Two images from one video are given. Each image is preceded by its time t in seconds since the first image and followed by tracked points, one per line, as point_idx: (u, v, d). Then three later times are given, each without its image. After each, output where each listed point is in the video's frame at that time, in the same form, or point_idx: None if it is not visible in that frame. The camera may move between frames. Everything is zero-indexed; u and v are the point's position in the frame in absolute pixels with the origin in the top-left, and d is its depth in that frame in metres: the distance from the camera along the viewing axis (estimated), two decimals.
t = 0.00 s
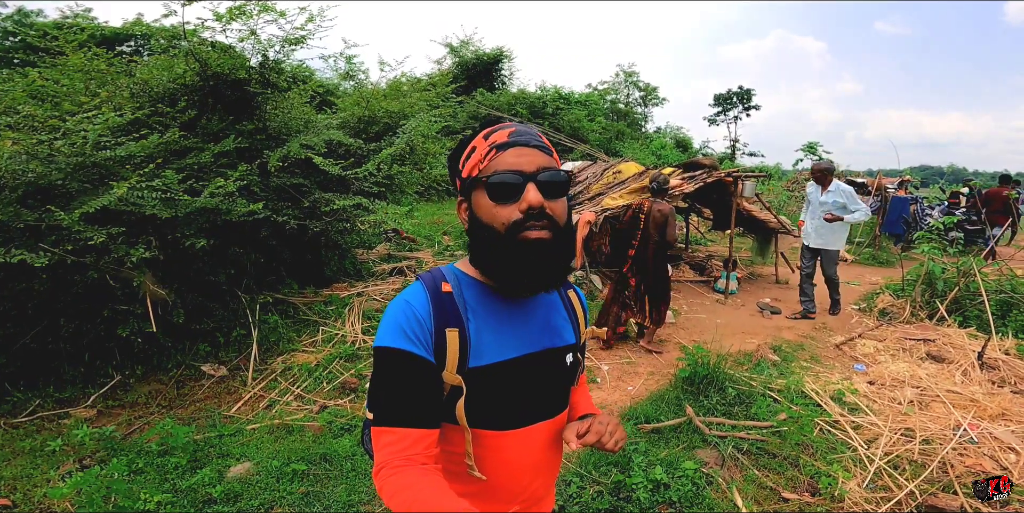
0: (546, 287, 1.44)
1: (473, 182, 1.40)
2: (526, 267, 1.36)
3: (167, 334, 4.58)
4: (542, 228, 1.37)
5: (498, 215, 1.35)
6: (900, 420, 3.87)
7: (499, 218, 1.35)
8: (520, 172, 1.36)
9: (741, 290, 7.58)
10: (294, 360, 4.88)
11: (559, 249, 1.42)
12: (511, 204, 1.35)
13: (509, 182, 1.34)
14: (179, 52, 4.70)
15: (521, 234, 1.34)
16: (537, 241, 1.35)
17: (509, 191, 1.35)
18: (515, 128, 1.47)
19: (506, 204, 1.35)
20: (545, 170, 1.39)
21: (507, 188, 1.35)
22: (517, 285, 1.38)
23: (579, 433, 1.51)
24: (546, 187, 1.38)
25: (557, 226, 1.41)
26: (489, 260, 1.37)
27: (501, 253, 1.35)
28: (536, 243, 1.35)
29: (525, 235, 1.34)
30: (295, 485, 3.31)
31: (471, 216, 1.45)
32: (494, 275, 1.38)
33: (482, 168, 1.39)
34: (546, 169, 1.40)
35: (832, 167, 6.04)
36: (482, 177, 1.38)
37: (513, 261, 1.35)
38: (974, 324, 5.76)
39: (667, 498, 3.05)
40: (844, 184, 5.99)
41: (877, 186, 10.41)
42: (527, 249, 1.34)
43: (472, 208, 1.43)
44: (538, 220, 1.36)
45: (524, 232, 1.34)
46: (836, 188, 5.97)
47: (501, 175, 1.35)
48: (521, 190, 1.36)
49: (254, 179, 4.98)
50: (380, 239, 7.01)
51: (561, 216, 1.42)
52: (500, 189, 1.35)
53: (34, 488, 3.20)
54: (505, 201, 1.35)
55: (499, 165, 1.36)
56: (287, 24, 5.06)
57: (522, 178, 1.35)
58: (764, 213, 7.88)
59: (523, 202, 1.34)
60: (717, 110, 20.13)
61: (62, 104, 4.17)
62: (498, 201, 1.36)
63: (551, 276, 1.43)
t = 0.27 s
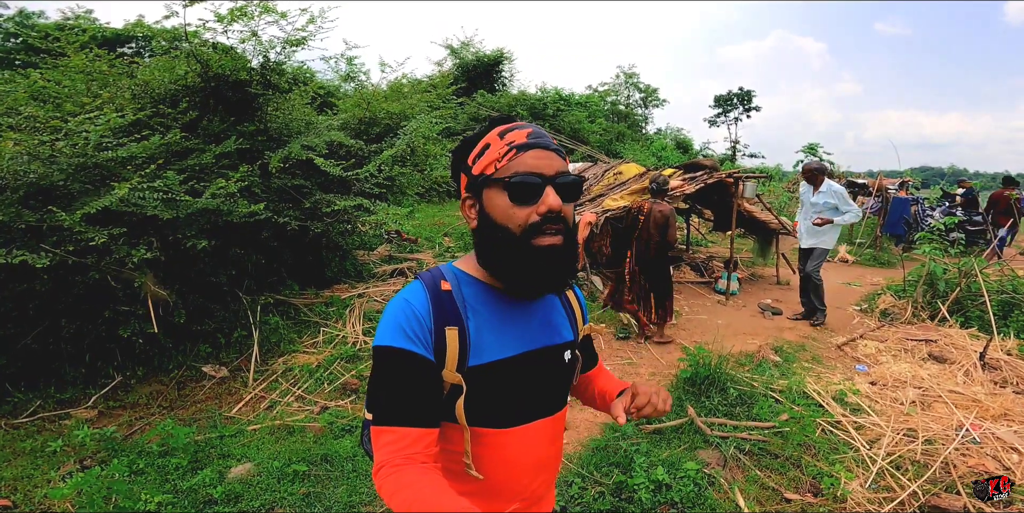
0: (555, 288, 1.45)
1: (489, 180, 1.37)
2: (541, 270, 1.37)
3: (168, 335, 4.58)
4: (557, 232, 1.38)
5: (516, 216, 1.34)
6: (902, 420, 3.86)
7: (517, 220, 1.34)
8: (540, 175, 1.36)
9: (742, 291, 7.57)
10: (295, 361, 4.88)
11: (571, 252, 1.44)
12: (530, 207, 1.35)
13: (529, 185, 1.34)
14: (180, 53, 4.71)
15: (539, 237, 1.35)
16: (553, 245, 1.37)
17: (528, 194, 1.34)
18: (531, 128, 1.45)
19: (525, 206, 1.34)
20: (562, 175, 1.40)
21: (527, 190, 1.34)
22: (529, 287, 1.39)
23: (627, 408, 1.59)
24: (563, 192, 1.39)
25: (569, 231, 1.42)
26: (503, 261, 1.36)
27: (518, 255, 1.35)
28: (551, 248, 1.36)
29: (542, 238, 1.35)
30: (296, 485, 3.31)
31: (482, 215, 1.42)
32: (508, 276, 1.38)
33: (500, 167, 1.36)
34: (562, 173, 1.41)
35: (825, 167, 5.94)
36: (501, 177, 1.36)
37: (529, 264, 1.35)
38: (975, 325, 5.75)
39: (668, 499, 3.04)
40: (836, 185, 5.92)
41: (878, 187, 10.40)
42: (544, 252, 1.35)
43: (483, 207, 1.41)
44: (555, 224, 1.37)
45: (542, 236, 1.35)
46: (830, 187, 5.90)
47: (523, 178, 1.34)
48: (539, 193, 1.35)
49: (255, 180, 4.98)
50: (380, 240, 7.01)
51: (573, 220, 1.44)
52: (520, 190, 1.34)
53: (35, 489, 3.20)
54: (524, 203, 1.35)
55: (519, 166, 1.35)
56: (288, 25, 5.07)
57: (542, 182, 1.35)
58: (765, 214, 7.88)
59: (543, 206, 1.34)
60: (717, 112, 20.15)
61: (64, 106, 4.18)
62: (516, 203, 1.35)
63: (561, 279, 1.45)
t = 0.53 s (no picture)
0: (552, 291, 1.45)
1: (493, 181, 1.37)
2: (541, 273, 1.37)
3: (169, 338, 4.58)
4: (557, 236, 1.38)
5: (518, 219, 1.34)
6: (904, 418, 3.86)
7: (519, 223, 1.34)
8: (543, 180, 1.35)
9: (743, 290, 7.57)
10: (296, 363, 4.88)
11: (570, 257, 1.45)
12: (532, 210, 1.34)
13: (533, 188, 1.34)
14: (179, 56, 4.71)
15: (540, 240, 1.35)
16: (553, 249, 1.37)
17: (531, 198, 1.34)
18: (538, 132, 1.44)
19: (527, 209, 1.34)
20: (565, 180, 1.40)
21: (530, 194, 1.34)
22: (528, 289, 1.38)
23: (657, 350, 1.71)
24: (565, 198, 1.39)
25: (569, 236, 1.43)
26: (502, 262, 1.37)
27: (517, 257, 1.35)
28: (550, 252, 1.36)
29: (543, 242, 1.35)
30: (298, 487, 3.31)
31: (484, 215, 1.42)
32: (507, 277, 1.38)
33: (504, 170, 1.35)
34: (566, 179, 1.41)
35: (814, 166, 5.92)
36: (504, 179, 1.35)
37: (528, 267, 1.36)
38: (976, 322, 5.74)
39: (671, 498, 3.04)
40: (826, 185, 5.86)
41: (878, 185, 10.40)
42: (544, 256, 1.35)
43: (485, 208, 1.40)
44: (555, 229, 1.37)
45: (542, 240, 1.35)
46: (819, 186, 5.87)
47: (527, 182, 1.33)
48: (542, 197, 1.35)
49: (255, 183, 4.99)
50: (381, 241, 7.01)
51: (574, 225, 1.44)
52: (523, 194, 1.34)
53: (38, 492, 3.20)
54: (526, 206, 1.34)
55: (524, 170, 1.34)
56: (287, 27, 5.07)
57: (546, 186, 1.35)
58: (765, 212, 7.87)
59: (545, 210, 1.34)
60: (717, 111, 20.15)
61: (63, 109, 4.18)
62: (518, 205, 1.34)
63: (559, 283, 1.45)
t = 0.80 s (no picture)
0: (552, 291, 1.45)
1: (493, 180, 1.36)
2: (540, 274, 1.37)
3: (170, 336, 4.59)
4: (557, 237, 1.37)
5: (517, 219, 1.33)
6: (906, 419, 3.84)
7: (518, 223, 1.33)
8: (544, 180, 1.34)
9: (745, 290, 7.55)
10: (297, 362, 4.88)
11: (570, 257, 1.44)
12: (531, 211, 1.34)
13: (532, 189, 1.33)
14: (181, 55, 4.72)
15: (539, 241, 1.34)
16: (552, 250, 1.36)
17: (531, 198, 1.33)
18: (540, 130, 1.43)
19: (526, 210, 1.33)
20: (566, 180, 1.38)
21: (529, 194, 1.33)
22: (527, 289, 1.38)
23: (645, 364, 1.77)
24: (565, 198, 1.37)
25: (569, 236, 1.42)
26: (501, 263, 1.36)
27: (516, 257, 1.35)
28: (549, 253, 1.35)
29: (542, 243, 1.34)
30: (298, 486, 3.31)
31: (484, 214, 1.41)
32: (506, 277, 1.37)
33: (504, 169, 1.35)
34: (567, 179, 1.40)
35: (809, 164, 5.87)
36: (504, 178, 1.34)
37: (526, 268, 1.35)
38: (979, 323, 5.71)
39: (671, 499, 3.03)
40: (820, 183, 5.81)
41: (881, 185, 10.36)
42: (543, 257, 1.35)
43: (485, 207, 1.40)
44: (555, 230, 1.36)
45: (541, 241, 1.34)
46: (813, 185, 5.82)
47: (527, 182, 1.32)
48: (542, 197, 1.34)
49: (256, 181, 4.99)
50: (382, 240, 7.01)
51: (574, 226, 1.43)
52: (523, 194, 1.33)
53: (38, 490, 3.21)
54: (526, 207, 1.34)
55: (524, 170, 1.33)
56: (289, 26, 5.07)
57: (546, 186, 1.34)
58: (767, 213, 7.85)
59: (544, 211, 1.33)
60: (719, 110, 20.10)
61: (65, 107, 4.19)
62: (517, 205, 1.34)
63: (558, 283, 1.45)
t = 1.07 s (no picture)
0: (548, 293, 1.45)
1: (490, 182, 1.36)
2: (535, 275, 1.37)
3: (171, 336, 4.59)
4: (552, 239, 1.38)
5: (513, 221, 1.33)
6: (906, 420, 3.84)
7: (514, 225, 1.33)
8: (540, 183, 1.34)
9: (745, 290, 7.55)
10: (297, 362, 4.89)
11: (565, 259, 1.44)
12: (527, 213, 1.34)
13: (529, 191, 1.33)
14: (182, 55, 4.73)
15: (535, 243, 1.34)
16: (548, 252, 1.36)
17: (528, 201, 1.33)
18: (537, 132, 1.42)
19: (522, 212, 1.33)
20: (563, 182, 1.39)
21: (526, 197, 1.33)
22: (522, 291, 1.38)
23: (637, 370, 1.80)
24: (561, 201, 1.38)
25: (565, 238, 1.42)
26: (497, 264, 1.36)
27: (512, 259, 1.35)
28: (544, 255, 1.36)
29: (538, 245, 1.35)
30: (298, 486, 3.31)
31: (480, 216, 1.41)
32: (502, 278, 1.38)
33: (501, 171, 1.34)
34: (564, 181, 1.40)
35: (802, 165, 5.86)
36: (501, 180, 1.34)
37: (522, 270, 1.35)
38: (981, 324, 5.70)
39: (671, 499, 3.03)
40: (813, 184, 5.80)
41: (882, 185, 10.34)
42: (538, 259, 1.35)
43: (481, 208, 1.40)
44: (550, 232, 1.37)
45: (536, 242, 1.35)
46: (805, 186, 5.84)
47: (523, 185, 1.32)
48: (538, 200, 1.34)
49: (257, 181, 5.00)
50: (383, 240, 7.01)
51: (570, 228, 1.44)
52: (519, 196, 1.33)
53: (38, 490, 3.22)
54: (522, 209, 1.34)
55: (520, 172, 1.33)
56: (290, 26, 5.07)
57: (543, 188, 1.34)
58: (768, 213, 7.85)
59: (540, 214, 1.33)
60: (720, 110, 20.08)
61: (66, 107, 4.19)
62: (513, 207, 1.34)
63: (554, 285, 1.45)
